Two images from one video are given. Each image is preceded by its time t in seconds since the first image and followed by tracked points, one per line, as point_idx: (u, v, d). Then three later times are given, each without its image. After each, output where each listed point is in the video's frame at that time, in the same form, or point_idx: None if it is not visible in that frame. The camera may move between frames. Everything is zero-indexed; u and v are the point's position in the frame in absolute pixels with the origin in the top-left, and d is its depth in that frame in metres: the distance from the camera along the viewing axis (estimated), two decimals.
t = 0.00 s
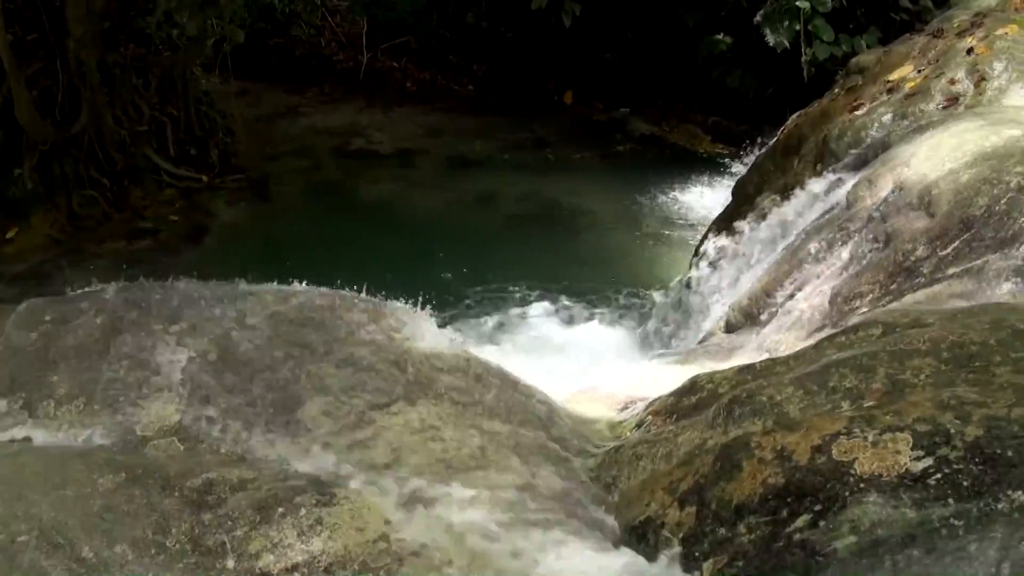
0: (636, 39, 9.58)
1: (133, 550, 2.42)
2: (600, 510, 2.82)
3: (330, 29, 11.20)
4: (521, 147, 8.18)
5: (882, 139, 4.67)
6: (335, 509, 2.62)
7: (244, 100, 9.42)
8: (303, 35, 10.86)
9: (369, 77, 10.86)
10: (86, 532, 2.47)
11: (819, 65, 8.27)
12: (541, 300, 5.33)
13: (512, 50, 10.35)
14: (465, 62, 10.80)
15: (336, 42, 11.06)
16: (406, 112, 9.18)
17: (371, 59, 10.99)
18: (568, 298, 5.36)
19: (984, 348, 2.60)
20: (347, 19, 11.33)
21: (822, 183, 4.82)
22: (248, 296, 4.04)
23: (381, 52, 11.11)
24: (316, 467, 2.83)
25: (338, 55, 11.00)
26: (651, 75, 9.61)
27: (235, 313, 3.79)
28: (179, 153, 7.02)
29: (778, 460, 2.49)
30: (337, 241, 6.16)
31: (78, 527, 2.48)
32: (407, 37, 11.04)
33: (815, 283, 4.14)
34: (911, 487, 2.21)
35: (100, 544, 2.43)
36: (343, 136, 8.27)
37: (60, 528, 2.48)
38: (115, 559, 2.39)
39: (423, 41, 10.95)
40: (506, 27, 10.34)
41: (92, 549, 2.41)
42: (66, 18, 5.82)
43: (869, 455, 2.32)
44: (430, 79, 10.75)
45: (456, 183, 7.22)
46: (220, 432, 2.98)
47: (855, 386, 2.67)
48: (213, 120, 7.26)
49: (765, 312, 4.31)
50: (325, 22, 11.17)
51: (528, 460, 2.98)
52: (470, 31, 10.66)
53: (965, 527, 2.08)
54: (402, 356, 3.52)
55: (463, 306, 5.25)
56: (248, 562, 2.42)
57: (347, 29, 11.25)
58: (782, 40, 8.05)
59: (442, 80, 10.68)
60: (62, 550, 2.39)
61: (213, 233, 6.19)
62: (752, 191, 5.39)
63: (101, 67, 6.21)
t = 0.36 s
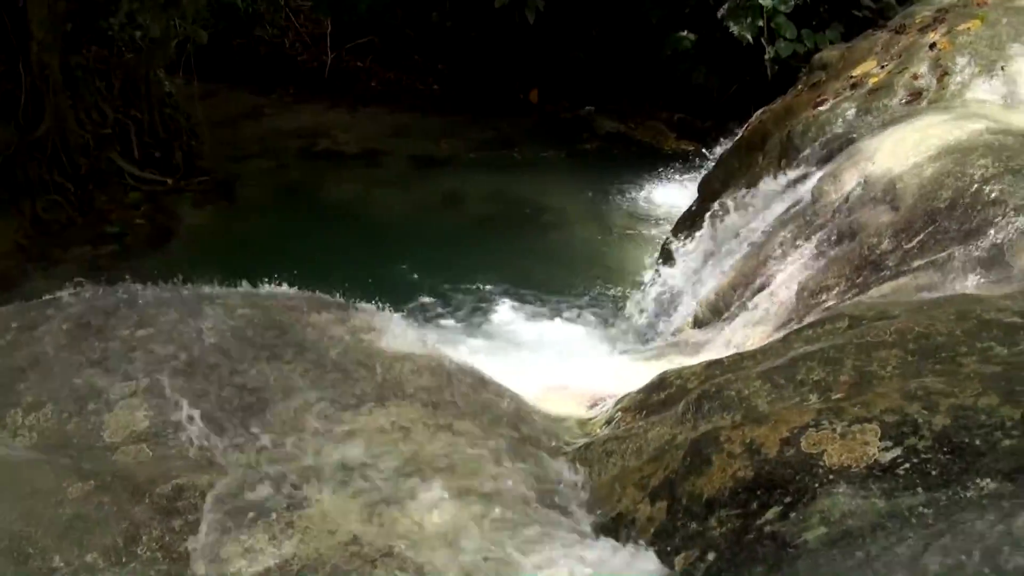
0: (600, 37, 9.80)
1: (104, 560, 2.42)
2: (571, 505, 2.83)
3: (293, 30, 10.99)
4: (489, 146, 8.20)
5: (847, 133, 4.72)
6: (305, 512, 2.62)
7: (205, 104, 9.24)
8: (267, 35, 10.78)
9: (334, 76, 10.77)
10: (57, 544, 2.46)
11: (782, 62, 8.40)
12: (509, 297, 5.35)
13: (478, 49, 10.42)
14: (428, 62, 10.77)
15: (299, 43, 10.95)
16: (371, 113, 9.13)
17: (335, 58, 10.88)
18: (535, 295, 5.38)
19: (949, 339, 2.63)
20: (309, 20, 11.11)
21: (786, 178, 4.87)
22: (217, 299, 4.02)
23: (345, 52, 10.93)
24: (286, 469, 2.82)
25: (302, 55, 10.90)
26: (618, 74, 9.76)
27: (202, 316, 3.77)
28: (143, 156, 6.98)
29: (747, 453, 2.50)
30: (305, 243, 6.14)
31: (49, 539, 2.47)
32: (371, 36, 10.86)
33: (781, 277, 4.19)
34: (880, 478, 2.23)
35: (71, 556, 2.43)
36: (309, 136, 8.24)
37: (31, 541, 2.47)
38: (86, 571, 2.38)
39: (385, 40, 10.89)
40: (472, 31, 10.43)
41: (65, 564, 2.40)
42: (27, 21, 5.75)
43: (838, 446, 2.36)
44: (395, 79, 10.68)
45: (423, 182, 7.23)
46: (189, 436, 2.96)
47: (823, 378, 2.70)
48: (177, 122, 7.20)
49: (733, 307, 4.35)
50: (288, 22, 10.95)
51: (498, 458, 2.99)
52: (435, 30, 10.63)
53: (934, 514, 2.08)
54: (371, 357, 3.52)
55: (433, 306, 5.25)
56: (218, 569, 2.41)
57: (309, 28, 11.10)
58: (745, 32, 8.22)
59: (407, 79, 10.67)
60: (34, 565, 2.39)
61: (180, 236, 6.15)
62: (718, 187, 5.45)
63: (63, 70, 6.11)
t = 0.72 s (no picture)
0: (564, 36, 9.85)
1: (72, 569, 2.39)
2: (541, 503, 2.84)
3: (257, 29, 10.86)
4: (456, 145, 8.20)
5: (811, 129, 4.77)
6: (275, 515, 2.60)
7: (167, 106, 9.09)
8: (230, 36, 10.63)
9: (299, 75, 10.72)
10: (25, 554, 2.43)
11: (746, 60, 8.43)
12: (475, 297, 5.36)
13: (443, 49, 10.34)
14: (393, 61, 10.61)
15: (264, 43, 10.85)
16: (338, 113, 9.08)
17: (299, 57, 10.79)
18: (502, 294, 5.39)
19: (915, 332, 2.65)
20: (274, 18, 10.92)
21: (750, 175, 4.93)
22: (183, 302, 3.99)
23: (310, 52, 10.83)
24: (255, 472, 2.80)
25: (266, 55, 10.83)
26: (585, 74, 9.79)
27: (168, 320, 3.73)
28: (107, 158, 6.89)
29: (715, 448, 2.51)
30: (271, 244, 6.11)
31: (16, 550, 2.44)
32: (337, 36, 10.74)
33: (746, 274, 4.24)
34: (848, 470, 2.27)
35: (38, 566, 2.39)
36: (274, 136, 8.18)
37: None
38: None
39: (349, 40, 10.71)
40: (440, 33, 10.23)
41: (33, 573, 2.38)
42: None
43: (806, 439, 2.37)
44: (360, 78, 10.61)
45: (390, 181, 7.21)
46: (156, 440, 2.93)
47: (790, 372, 2.72)
48: (141, 122, 7.07)
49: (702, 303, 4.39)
50: (252, 21, 10.81)
51: (467, 457, 2.99)
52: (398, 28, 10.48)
53: (901, 505, 2.16)
54: (339, 359, 3.51)
55: (400, 306, 5.24)
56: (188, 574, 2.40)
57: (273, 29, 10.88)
58: (710, 28, 8.34)
59: (371, 78, 10.61)
60: None
61: (146, 238, 6.09)
62: (683, 184, 5.49)
63: (25, 72, 6.06)
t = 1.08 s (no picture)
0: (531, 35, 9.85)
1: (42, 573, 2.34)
2: (515, 502, 2.83)
3: (225, 28, 10.56)
4: (426, 144, 8.19)
5: (778, 126, 4.82)
6: (248, 518, 2.57)
7: (134, 106, 9.02)
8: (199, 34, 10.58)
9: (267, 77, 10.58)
10: None
11: (716, 58, 8.51)
12: (446, 296, 5.35)
13: (412, 49, 10.29)
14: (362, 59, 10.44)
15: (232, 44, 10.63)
16: (307, 113, 9.03)
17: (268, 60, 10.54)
18: (474, 294, 5.39)
19: (883, 327, 2.69)
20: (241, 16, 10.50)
21: (721, 174, 4.96)
22: (151, 305, 3.95)
23: (277, 51, 10.56)
24: (227, 475, 2.77)
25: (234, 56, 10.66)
26: (554, 74, 9.84)
27: (137, 325, 3.69)
28: (75, 159, 6.85)
29: (687, 445, 2.53)
30: (241, 246, 6.06)
31: None
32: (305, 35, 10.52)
33: (716, 270, 4.27)
34: (819, 464, 2.28)
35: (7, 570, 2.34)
36: (242, 137, 8.12)
37: None
38: None
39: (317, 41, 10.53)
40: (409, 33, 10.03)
41: None
42: None
43: (776, 434, 2.39)
44: (328, 78, 10.53)
45: (360, 181, 7.18)
46: (127, 445, 2.89)
47: (760, 368, 2.74)
48: (108, 123, 7.04)
49: (672, 301, 4.41)
50: (219, 20, 10.52)
51: (441, 457, 2.98)
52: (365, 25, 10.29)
53: (873, 499, 2.18)
54: (310, 360, 3.49)
55: (372, 307, 5.22)
56: None
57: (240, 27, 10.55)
58: (677, 30, 8.47)
59: (340, 78, 10.50)
60: None
61: (114, 241, 6.01)
62: (653, 181, 5.52)
63: None
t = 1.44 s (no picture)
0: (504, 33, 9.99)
1: None
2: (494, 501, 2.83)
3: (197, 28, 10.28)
4: (399, 143, 8.19)
5: (751, 124, 4.86)
6: (225, 521, 2.54)
7: (106, 107, 8.94)
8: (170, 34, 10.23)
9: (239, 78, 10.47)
10: None
11: (688, 55, 8.56)
12: (422, 296, 5.34)
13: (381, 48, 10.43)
14: (334, 58, 10.49)
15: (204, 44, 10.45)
16: (280, 112, 9.00)
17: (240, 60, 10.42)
18: (451, 293, 5.39)
19: (857, 321, 2.71)
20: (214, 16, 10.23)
21: (693, 171, 4.99)
22: (125, 308, 3.92)
23: (249, 51, 10.45)
24: (205, 480, 2.74)
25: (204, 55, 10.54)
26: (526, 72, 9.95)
27: (112, 329, 3.65)
28: (47, 162, 6.76)
29: (663, 441, 2.54)
30: (216, 248, 6.02)
31: None
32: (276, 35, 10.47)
33: (691, 267, 4.30)
34: (794, 458, 2.30)
35: None
36: (215, 137, 8.07)
37: None
38: None
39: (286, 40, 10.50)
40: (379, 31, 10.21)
41: None
42: None
43: (753, 429, 2.41)
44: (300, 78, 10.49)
45: (335, 181, 7.15)
46: (103, 450, 2.86)
47: (735, 364, 2.76)
48: (80, 125, 6.96)
49: (646, 298, 4.43)
50: (190, 20, 10.22)
51: (419, 457, 2.97)
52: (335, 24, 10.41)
53: (849, 492, 2.18)
54: (286, 362, 3.48)
55: (348, 308, 5.20)
56: None
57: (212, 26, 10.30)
58: (650, 27, 8.48)
59: (312, 77, 10.49)
60: None
61: (87, 244, 5.95)
62: (627, 179, 5.54)
63: None
